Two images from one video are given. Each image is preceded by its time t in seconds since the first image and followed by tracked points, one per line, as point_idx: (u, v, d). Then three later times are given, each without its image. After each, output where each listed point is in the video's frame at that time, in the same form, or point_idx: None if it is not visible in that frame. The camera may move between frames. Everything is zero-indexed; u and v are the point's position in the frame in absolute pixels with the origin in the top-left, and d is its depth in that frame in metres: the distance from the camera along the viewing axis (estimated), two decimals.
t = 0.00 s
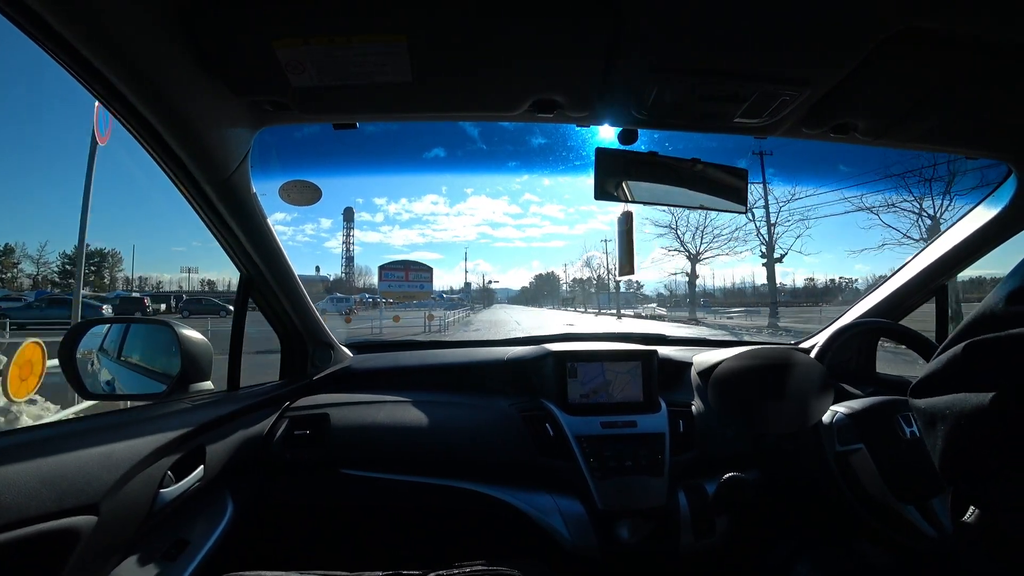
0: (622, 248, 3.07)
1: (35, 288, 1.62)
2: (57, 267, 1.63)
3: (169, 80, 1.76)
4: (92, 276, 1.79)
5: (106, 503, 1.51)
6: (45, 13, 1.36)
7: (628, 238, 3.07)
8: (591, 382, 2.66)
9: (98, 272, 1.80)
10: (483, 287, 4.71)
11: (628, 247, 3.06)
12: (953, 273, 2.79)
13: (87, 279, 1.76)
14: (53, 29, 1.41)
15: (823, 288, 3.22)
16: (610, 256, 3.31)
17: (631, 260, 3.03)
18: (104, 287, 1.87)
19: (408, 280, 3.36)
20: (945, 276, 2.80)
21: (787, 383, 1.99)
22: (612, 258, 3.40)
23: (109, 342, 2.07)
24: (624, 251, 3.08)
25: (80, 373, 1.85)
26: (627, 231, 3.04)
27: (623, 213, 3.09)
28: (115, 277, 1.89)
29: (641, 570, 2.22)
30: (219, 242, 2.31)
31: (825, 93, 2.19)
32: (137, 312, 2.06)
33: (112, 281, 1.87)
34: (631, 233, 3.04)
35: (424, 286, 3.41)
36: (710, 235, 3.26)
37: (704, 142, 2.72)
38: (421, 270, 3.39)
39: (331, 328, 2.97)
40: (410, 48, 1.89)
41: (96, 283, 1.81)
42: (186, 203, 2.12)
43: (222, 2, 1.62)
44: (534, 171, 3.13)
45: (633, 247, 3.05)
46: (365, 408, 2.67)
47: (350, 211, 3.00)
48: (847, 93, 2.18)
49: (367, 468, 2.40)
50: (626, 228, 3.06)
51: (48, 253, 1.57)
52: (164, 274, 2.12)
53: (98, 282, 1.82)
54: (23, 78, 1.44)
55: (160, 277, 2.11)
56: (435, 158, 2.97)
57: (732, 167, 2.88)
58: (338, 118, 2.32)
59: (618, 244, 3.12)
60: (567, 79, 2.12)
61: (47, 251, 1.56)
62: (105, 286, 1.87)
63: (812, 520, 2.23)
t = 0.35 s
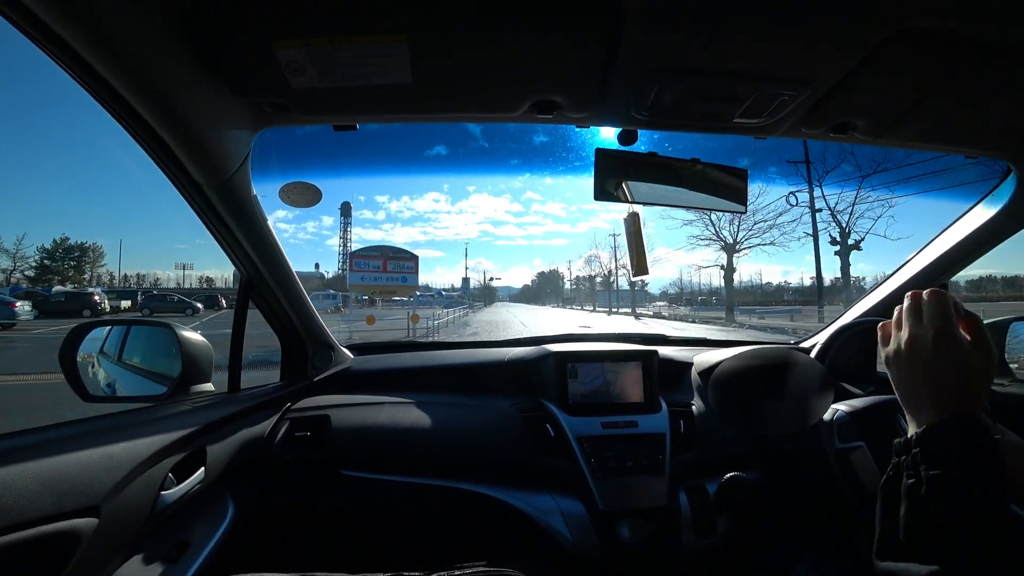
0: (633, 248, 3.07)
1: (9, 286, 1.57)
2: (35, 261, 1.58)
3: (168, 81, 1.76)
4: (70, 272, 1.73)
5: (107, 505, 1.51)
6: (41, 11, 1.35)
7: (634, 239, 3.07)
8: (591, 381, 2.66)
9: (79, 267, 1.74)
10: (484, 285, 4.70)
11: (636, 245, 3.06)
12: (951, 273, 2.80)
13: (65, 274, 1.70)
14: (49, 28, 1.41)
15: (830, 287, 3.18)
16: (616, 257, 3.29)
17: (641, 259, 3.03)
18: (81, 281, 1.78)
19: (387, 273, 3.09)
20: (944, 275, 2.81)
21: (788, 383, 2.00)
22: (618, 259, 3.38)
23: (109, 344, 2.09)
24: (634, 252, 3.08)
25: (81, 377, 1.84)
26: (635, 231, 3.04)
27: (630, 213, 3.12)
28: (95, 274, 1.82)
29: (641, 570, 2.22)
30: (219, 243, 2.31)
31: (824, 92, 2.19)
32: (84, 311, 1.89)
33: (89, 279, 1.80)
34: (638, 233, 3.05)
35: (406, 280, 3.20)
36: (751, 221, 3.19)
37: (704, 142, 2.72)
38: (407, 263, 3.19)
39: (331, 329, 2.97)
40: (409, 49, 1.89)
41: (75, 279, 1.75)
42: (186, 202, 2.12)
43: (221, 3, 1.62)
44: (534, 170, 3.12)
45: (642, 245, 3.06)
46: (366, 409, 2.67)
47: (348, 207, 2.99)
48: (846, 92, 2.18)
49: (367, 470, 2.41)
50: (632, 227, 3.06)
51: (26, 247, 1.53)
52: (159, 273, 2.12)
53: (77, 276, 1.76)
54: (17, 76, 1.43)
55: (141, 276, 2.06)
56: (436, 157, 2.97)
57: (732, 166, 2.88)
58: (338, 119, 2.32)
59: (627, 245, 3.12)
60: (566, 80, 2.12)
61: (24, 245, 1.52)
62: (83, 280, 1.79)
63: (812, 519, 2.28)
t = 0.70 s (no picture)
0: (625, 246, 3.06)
1: None
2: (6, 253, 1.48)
3: (169, 81, 1.76)
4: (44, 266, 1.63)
5: (107, 505, 1.51)
6: (38, 10, 1.35)
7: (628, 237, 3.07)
8: (592, 381, 2.65)
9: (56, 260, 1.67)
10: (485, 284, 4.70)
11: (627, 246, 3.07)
12: (952, 272, 2.80)
13: (40, 267, 1.61)
14: (47, 27, 1.40)
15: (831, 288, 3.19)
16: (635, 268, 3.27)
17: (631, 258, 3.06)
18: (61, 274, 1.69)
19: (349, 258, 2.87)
20: (945, 275, 2.81)
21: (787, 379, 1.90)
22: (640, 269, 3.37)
23: (109, 344, 2.08)
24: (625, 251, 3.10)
25: (82, 374, 1.84)
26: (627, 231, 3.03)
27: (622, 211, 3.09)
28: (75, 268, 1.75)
29: (641, 569, 2.23)
30: (218, 241, 2.31)
31: (825, 91, 2.18)
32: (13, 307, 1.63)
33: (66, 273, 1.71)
34: (631, 233, 3.04)
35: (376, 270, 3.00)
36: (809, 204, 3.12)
37: (704, 140, 2.72)
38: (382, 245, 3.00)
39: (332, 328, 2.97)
40: (408, 48, 1.90)
41: (52, 273, 1.67)
42: (186, 202, 2.11)
43: (221, 3, 1.62)
44: (535, 169, 3.12)
45: (632, 247, 3.05)
46: (367, 408, 2.67)
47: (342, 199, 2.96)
48: (846, 91, 2.18)
49: (368, 469, 2.41)
50: (625, 227, 3.05)
51: None
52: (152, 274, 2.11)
53: (53, 270, 1.66)
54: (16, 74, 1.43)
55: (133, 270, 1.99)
56: (437, 156, 2.97)
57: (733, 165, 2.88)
58: (338, 118, 2.32)
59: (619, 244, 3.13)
60: (566, 79, 2.12)
61: None
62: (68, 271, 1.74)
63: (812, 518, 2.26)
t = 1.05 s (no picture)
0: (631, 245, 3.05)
1: None
2: None
3: (170, 77, 1.76)
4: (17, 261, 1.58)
5: (107, 500, 1.52)
6: (40, 7, 1.35)
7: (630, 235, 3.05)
8: (591, 379, 2.65)
9: (30, 253, 1.62)
10: (485, 283, 4.71)
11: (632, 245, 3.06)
12: (952, 273, 2.80)
13: (14, 261, 1.56)
14: (49, 24, 1.40)
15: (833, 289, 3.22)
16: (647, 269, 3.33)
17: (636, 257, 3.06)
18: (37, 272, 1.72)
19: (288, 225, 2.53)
20: (946, 275, 2.81)
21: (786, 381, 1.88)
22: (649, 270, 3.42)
23: (109, 339, 2.11)
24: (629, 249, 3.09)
25: (80, 369, 1.89)
26: (632, 229, 3.01)
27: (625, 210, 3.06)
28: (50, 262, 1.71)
29: (641, 566, 2.23)
30: (219, 237, 2.31)
31: (827, 90, 2.17)
32: None
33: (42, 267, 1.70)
34: (634, 231, 3.02)
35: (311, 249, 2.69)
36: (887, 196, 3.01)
37: (705, 139, 2.72)
38: (315, 213, 2.71)
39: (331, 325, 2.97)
40: (410, 44, 1.89)
41: (23, 267, 1.62)
42: (187, 197, 2.12)
43: None
44: (536, 167, 3.11)
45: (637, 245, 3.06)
46: (367, 404, 2.68)
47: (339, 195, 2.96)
48: (849, 90, 2.17)
49: (368, 465, 2.41)
50: (630, 225, 3.03)
51: None
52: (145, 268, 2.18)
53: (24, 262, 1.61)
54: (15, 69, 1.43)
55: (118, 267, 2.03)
56: (440, 155, 2.98)
57: (734, 163, 2.87)
58: (339, 114, 2.32)
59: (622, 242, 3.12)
60: (567, 76, 2.11)
61: None
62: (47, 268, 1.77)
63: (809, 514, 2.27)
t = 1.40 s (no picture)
0: (631, 246, 3.05)
1: None
2: None
3: (173, 75, 1.76)
4: None
5: (107, 498, 1.52)
6: (42, 3, 1.35)
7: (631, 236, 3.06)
8: (591, 380, 2.65)
9: None
10: (486, 284, 4.70)
11: (633, 247, 3.06)
12: (953, 275, 2.80)
13: None
14: (50, 21, 1.41)
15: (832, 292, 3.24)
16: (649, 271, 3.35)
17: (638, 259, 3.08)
18: (27, 253, 1.81)
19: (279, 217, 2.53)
20: (947, 277, 2.81)
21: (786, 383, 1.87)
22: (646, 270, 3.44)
23: (110, 338, 2.08)
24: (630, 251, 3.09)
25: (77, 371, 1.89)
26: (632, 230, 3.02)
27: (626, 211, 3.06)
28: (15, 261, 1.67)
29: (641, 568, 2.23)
30: (218, 233, 2.30)
31: (828, 91, 2.17)
32: None
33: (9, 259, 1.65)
34: (635, 231, 3.02)
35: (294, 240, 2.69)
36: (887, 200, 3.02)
37: (705, 140, 2.72)
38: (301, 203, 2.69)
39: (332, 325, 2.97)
40: (411, 44, 1.89)
41: None
42: (188, 197, 2.12)
43: None
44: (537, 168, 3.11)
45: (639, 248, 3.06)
46: (367, 404, 2.68)
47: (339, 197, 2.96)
48: (850, 92, 2.18)
49: (368, 465, 2.41)
50: (631, 226, 3.03)
51: None
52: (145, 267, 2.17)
53: None
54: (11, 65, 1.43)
55: (118, 270, 2.09)
56: (441, 156, 2.98)
57: (735, 165, 2.88)
58: (339, 114, 2.32)
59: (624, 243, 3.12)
60: (568, 77, 2.12)
61: None
62: (35, 258, 1.84)
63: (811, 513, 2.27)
